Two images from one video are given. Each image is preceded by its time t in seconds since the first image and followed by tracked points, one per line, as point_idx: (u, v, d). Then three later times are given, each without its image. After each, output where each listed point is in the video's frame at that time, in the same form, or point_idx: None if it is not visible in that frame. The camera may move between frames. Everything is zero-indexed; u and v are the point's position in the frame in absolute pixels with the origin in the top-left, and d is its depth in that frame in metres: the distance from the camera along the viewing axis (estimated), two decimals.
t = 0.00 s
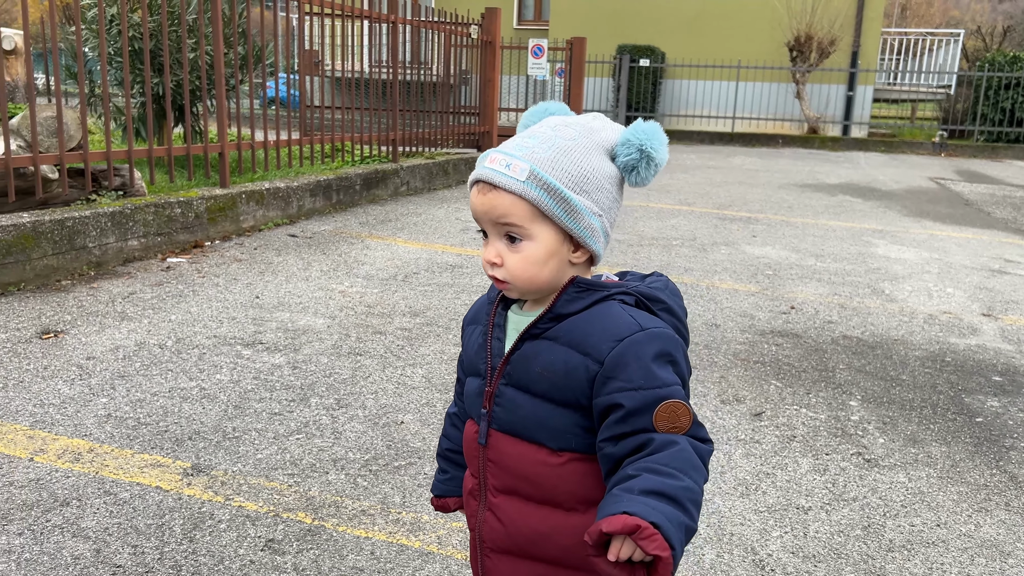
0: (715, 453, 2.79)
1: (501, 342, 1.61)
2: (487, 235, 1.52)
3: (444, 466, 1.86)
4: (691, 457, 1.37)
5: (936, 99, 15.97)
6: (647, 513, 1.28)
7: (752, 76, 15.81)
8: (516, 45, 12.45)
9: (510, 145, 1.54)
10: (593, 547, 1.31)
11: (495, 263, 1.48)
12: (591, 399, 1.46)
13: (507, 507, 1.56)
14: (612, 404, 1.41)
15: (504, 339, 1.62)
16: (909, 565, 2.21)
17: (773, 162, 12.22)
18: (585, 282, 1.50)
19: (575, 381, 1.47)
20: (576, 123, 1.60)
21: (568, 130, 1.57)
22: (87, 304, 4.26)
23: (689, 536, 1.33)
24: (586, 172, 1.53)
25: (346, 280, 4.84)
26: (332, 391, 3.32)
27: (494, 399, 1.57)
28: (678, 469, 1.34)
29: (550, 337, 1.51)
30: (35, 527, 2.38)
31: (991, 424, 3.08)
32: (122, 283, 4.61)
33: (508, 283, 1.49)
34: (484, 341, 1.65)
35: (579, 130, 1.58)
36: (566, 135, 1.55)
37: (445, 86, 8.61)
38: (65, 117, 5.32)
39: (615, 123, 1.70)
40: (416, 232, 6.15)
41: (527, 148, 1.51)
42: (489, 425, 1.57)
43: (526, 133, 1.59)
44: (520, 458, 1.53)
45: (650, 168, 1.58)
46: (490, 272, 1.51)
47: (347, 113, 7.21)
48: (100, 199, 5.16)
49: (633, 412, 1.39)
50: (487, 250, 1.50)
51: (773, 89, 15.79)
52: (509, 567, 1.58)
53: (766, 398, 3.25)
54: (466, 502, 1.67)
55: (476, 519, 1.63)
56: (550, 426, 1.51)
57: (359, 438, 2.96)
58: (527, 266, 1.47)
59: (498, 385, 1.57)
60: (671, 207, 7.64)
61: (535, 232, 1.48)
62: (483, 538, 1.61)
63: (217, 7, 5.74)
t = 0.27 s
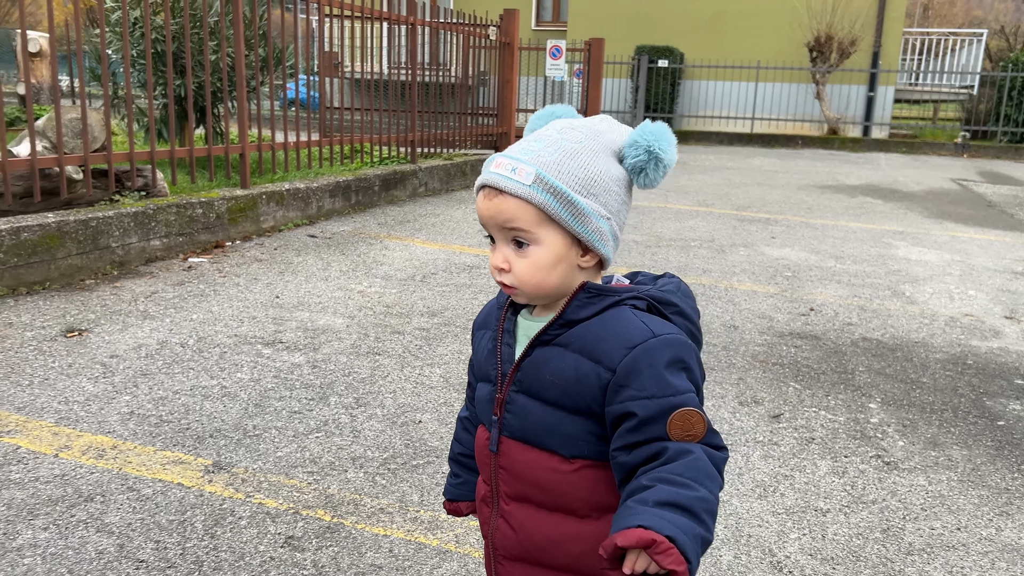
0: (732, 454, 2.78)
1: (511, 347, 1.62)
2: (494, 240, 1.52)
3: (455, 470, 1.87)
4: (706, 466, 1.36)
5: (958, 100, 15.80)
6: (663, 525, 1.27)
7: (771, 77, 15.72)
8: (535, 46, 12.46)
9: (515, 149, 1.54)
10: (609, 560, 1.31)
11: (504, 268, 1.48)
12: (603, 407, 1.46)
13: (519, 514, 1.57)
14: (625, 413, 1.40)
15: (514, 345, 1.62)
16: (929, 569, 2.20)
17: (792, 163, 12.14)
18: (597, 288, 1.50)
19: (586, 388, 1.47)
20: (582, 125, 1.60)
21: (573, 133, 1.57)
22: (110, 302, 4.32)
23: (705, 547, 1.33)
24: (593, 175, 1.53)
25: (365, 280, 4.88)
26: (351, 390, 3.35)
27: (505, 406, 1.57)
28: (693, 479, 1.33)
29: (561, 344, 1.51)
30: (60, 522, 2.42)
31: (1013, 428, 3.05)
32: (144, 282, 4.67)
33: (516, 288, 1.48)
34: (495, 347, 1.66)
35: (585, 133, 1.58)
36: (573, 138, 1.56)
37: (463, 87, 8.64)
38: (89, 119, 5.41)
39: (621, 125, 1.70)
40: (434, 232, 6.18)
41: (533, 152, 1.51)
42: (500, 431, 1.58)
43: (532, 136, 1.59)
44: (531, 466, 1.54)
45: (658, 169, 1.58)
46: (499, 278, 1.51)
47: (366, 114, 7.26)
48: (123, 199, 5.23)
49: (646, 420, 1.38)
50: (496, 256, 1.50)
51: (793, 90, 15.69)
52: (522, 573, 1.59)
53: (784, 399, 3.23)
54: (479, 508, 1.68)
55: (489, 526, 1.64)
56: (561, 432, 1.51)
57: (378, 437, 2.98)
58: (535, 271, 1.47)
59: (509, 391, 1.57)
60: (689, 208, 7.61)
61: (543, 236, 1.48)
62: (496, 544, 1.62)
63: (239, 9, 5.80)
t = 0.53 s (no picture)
0: (753, 458, 2.78)
1: (512, 356, 1.54)
2: (508, 246, 1.40)
3: (461, 470, 1.83)
4: (688, 512, 1.22)
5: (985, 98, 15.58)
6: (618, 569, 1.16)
7: (794, 76, 15.58)
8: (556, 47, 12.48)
9: (539, 152, 1.42)
10: None
11: (516, 277, 1.37)
12: (593, 432, 1.34)
13: (502, 529, 1.50)
14: (611, 441, 1.28)
15: (516, 354, 1.55)
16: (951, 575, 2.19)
17: (815, 163, 12.04)
18: (602, 305, 1.37)
19: (577, 411, 1.35)
20: (612, 132, 1.46)
21: (602, 140, 1.43)
22: (136, 302, 4.39)
23: None
24: (620, 188, 1.39)
25: (385, 281, 4.91)
26: (372, 391, 3.38)
27: (498, 417, 1.49)
28: (668, 524, 1.20)
29: (558, 360, 1.40)
30: (88, 519, 2.47)
31: None
32: (169, 283, 4.74)
33: (529, 299, 1.37)
34: (498, 353, 1.59)
35: (615, 141, 1.44)
36: (601, 146, 1.42)
37: (484, 88, 8.68)
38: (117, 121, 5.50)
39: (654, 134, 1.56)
40: (455, 233, 6.20)
41: (557, 158, 1.38)
42: (490, 442, 1.50)
43: (557, 139, 1.46)
44: (517, 483, 1.45)
45: (688, 187, 1.44)
46: (510, 287, 1.39)
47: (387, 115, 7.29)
48: (149, 200, 5.32)
49: (631, 452, 1.25)
50: (508, 263, 1.39)
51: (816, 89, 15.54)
52: None
53: (805, 403, 3.22)
54: (471, 515, 1.63)
55: (475, 535, 1.58)
56: (551, 452, 1.40)
57: (398, 437, 3.01)
58: (550, 285, 1.35)
59: (503, 403, 1.48)
60: (710, 209, 7.58)
61: (560, 248, 1.35)
62: (480, 556, 1.56)
63: (262, 12, 5.86)
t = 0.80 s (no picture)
0: (770, 459, 2.77)
1: (514, 364, 1.54)
2: (515, 253, 1.40)
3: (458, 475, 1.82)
4: (679, 541, 1.21)
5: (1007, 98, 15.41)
6: None
7: (813, 76, 15.47)
8: (573, 47, 12.48)
9: (547, 156, 1.41)
10: None
11: (523, 285, 1.36)
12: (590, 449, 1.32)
13: (493, 541, 1.49)
14: (607, 461, 1.26)
15: (518, 362, 1.54)
16: None
17: (834, 163, 11.96)
18: (607, 317, 1.36)
19: (573, 427, 1.33)
20: (623, 137, 1.46)
21: (612, 145, 1.43)
22: (157, 301, 4.44)
23: None
24: (631, 195, 1.39)
25: (402, 281, 4.94)
26: (389, 390, 3.40)
27: (495, 426, 1.47)
28: (657, 553, 1.19)
29: (559, 372, 1.39)
30: (110, 515, 2.51)
31: None
32: (189, 282, 4.79)
33: (536, 307, 1.37)
34: (500, 360, 1.58)
35: (626, 146, 1.44)
36: (611, 151, 1.42)
37: (501, 89, 8.70)
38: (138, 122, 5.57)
39: (665, 139, 1.56)
40: (471, 234, 6.22)
41: (566, 163, 1.38)
42: (487, 452, 1.49)
43: (566, 144, 1.46)
44: (511, 496, 1.43)
45: (701, 195, 1.45)
46: (516, 294, 1.39)
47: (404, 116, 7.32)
48: (170, 200, 5.38)
49: (626, 475, 1.23)
50: (515, 270, 1.38)
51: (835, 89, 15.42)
52: None
53: (823, 405, 3.21)
54: (462, 522, 1.62)
55: (465, 543, 1.57)
56: (547, 467, 1.38)
57: (415, 436, 3.03)
58: (558, 293, 1.35)
59: (502, 411, 1.46)
60: (728, 210, 7.55)
61: (569, 256, 1.35)
62: (469, 565, 1.55)
63: (282, 13, 5.91)
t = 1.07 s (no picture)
0: (787, 459, 2.77)
1: (505, 371, 1.54)
2: (505, 257, 1.41)
3: (449, 488, 1.82)
4: (689, 537, 1.22)
5: None
6: None
7: (831, 75, 15.35)
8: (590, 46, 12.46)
9: (538, 160, 1.42)
10: None
11: (513, 289, 1.37)
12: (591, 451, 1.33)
13: (496, 551, 1.49)
14: (610, 462, 1.27)
15: (509, 369, 1.55)
16: None
17: (852, 163, 11.88)
18: (600, 319, 1.38)
19: (574, 430, 1.35)
20: (612, 140, 1.47)
21: (602, 148, 1.44)
22: (177, 299, 4.49)
23: None
24: (620, 198, 1.41)
25: (420, 279, 4.97)
26: (407, 387, 3.43)
27: (491, 434, 1.48)
28: (669, 552, 1.20)
29: (555, 377, 1.40)
30: (133, 508, 2.55)
31: None
32: (210, 280, 4.84)
33: (526, 311, 1.38)
34: (490, 367, 1.58)
35: (616, 149, 1.45)
36: (600, 155, 1.43)
37: (517, 88, 8.72)
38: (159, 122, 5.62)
39: (652, 141, 1.57)
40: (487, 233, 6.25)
41: (557, 167, 1.39)
42: (483, 461, 1.49)
43: (555, 147, 1.47)
44: (511, 504, 1.43)
45: (690, 197, 1.46)
46: (506, 298, 1.39)
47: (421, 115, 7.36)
48: (190, 198, 5.44)
49: (631, 475, 1.24)
50: (506, 274, 1.39)
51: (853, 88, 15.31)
52: None
53: (841, 405, 3.21)
54: (462, 536, 1.62)
55: (467, 557, 1.57)
56: (548, 472, 1.39)
57: (433, 433, 3.06)
58: (548, 297, 1.36)
59: (497, 419, 1.48)
60: (745, 209, 7.54)
61: (560, 260, 1.36)
62: None
63: (300, 13, 5.95)
